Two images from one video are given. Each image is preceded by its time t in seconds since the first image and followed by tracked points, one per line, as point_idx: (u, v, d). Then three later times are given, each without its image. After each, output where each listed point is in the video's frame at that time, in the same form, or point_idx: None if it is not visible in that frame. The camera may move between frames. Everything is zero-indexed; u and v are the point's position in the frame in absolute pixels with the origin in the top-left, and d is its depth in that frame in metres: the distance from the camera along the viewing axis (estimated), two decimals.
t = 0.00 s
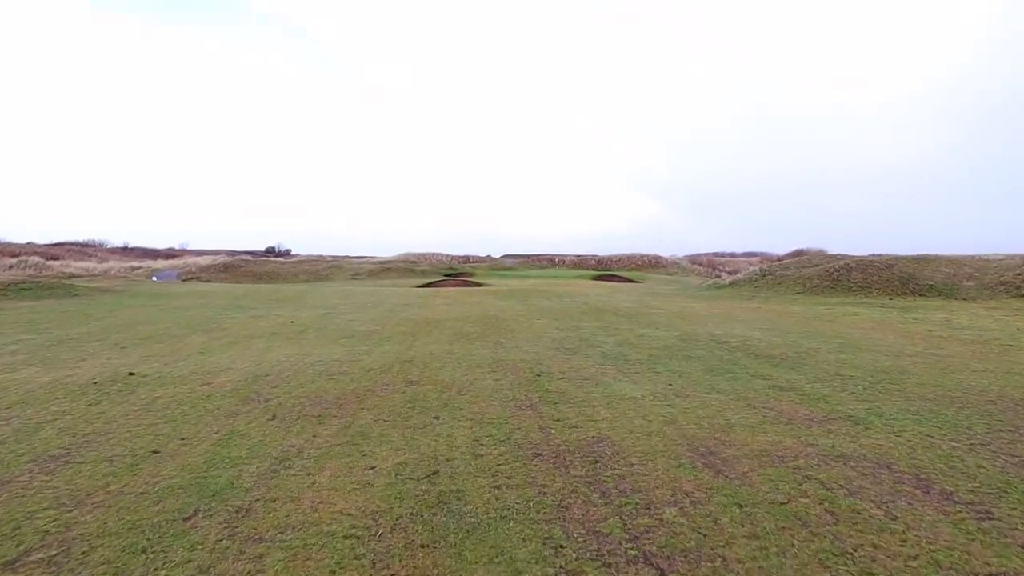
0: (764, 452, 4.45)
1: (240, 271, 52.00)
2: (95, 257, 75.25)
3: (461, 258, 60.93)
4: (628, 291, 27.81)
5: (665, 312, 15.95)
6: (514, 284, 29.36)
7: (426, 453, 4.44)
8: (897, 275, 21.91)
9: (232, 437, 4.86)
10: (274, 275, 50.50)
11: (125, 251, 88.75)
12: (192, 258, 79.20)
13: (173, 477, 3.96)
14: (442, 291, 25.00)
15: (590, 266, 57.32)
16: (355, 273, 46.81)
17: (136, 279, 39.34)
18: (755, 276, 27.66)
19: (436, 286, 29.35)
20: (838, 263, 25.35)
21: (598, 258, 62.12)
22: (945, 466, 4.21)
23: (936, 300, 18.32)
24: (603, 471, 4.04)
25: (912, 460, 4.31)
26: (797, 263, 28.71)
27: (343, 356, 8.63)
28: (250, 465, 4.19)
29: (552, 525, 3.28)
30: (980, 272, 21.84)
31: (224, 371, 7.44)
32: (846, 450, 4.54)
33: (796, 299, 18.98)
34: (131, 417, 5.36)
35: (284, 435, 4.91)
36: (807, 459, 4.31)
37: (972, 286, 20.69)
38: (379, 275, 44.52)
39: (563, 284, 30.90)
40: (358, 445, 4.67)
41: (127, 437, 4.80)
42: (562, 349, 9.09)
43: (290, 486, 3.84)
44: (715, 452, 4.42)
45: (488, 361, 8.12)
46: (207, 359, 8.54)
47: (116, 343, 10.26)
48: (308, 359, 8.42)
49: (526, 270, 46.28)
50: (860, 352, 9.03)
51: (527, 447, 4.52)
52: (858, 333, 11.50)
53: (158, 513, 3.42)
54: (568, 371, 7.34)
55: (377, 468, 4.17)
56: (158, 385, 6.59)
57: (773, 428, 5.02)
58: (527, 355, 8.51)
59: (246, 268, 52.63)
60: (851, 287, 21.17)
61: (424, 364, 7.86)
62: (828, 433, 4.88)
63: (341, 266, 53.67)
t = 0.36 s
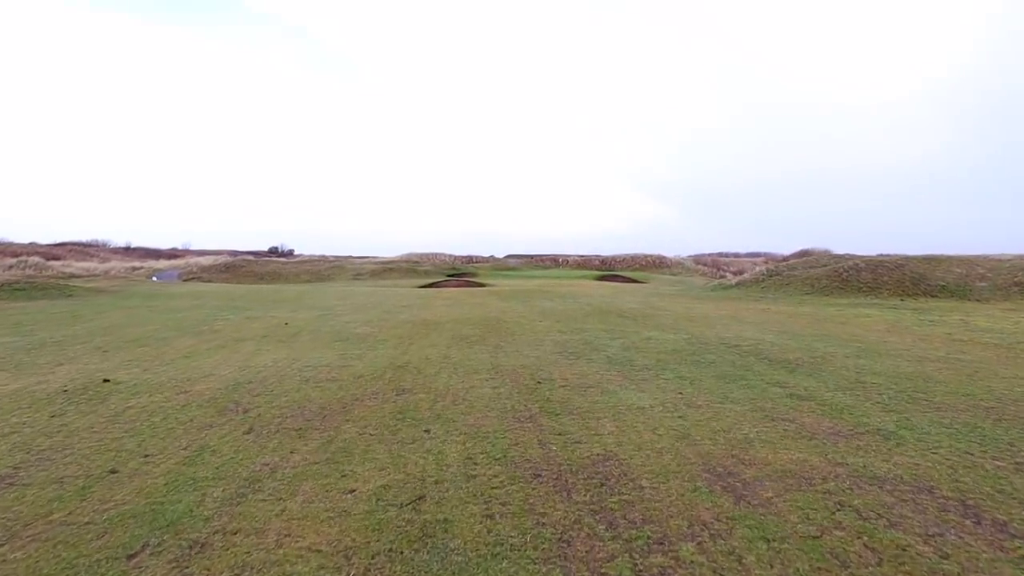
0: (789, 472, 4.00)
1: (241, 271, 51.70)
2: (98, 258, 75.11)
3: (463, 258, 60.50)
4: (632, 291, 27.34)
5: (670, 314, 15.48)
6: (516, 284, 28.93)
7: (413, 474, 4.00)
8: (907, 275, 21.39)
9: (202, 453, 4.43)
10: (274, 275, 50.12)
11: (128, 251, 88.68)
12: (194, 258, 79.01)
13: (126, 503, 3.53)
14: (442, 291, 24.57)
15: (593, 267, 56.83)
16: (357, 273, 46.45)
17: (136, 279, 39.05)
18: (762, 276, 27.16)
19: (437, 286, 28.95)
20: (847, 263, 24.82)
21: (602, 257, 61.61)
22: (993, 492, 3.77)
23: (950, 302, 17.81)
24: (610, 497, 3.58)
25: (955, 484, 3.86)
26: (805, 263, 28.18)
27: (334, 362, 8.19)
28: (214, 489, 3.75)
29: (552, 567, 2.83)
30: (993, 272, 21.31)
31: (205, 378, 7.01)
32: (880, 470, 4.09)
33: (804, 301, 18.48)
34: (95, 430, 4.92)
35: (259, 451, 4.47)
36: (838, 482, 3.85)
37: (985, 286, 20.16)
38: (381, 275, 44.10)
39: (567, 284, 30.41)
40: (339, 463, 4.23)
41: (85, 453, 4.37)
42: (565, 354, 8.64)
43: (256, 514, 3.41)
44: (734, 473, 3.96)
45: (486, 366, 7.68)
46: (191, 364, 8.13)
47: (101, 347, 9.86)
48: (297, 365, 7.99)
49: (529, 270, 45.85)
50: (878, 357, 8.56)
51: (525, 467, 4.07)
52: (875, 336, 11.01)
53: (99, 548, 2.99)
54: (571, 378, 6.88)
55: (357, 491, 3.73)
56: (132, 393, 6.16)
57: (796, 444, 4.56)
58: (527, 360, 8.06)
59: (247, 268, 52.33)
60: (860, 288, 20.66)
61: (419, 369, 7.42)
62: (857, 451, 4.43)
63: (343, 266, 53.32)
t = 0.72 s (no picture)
0: (812, 502, 3.56)
1: (236, 271, 51.21)
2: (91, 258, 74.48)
3: (459, 258, 60.04)
4: (630, 293, 26.91)
5: (670, 317, 15.07)
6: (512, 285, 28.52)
7: (390, 504, 3.55)
8: (910, 276, 20.99)
9: (157, 478, 3.98)
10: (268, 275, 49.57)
11: (121, 252, 88.02)
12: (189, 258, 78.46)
13: (57, 545, 3.09)
14: (437, 293, 24.11)
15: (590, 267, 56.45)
16: (351, 274, 45.82)
17: (128, 280, 38.53)
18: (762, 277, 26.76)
19: (433, 287, 28.54)
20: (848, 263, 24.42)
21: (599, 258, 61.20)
22: None
23: (955, 303, 17.40)
24: (612, 535, 3.14)
25: (1000, 516, 3.42)
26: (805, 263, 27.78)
27: (318, 369, 7.74)
28: (163, 525, 3.30)
29: None
30: (998, 273, 20.92)
31: (177, 388, 6.55)
32: (913, 497, 3.65)
33: (806, 303, 18.08)
34: (43, 451, 4.47)
35: (221, 477, 4.02)
36: (869, 513, 3.42)
37: (990, 287, 19.77)
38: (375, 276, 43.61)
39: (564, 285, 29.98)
40: (309, 491, 3.79)
41: (26, 480, 3.92)
42: (562, 361, 8.19)
43: (205, 559, 2.96)
44: (751, 503, 3.53)
45: (478, 374, 7.24)
46: (164, 372, 7.67)
47: (74, 353, 9.41)
48: (277, 373, 7.54)
49: (525, 271, 45.42)
50: (891, 363, 8.13)
51: (517, 496, 3.63)
52: (883, 340, 10.61)
53: None
54: (569, 388, 6.44)
55: (325, 527, 3.29)
56: (93, 406, 5.70)
57: (817, 466, 4.12)
58: (522, 368, 7.62)
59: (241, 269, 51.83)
60: (863, 290, 20.26)
61: (406, 378, 6.97)
62: (885, 475, 3.99)
63: (338, 267, 52.84)
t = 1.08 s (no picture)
0: (848, 542, 3.12)
1: (231, 272, 50.70)
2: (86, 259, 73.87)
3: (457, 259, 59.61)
4: (630, 294, 26.49)
5: (671, 320, 14.62)
6: (509, 287, 27.80)
7: (365, 545, 3.11)
8: (916, 277, 20.55)
9: (105, 512, 3.54)
10: (264, 276, 49.10)
11: (118, 253, 87.67)
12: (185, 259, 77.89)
13: None
14: (434, 294, 23.68)
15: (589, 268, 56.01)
16: (348, 275, 45.36)
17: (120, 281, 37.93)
18: (764, 277, 26.35)
19: (430, 288, 28.07)
20: (852, 265, 24.00)
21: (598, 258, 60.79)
22: None
23: (963, 306, 16.96)
24: None
25: None
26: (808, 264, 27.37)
27: (302, 378, 7.29)
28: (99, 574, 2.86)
29: None
30: (1005, 274, 20.48)
31: (147, 400, 6.09)
32: (962, 535, 3.21)
33: (811, 306, 17.64)
34: None
35: (177, 508, 3.58)
36: (914, 556, 2.98)
37: (998, 289, 19.33)
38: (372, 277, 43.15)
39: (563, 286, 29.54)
40: (273, 527, 3.34)
41: None
42: (561, 369, 7.74)
43: None
44: (777, 543, 3.09)
45: (471, 384, 6.79)
46: (139, 382, 7.22)
47: (48, 360, 8.95)
48: (258, 382, 7.09)
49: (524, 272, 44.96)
50: (909, 371, 7.68)
51: (509, 535, 3.19)
52: (895, 345, 10.17)
53: None
54: (568, 400, 6.00)
55: None
56: (53, 422, 5.26)
57: (846, 495, 3.68)
58: (519, 377, 7.17)
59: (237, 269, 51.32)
60: (868, 292, 19.83)
61: (395, 389, 6.52)
62: (925, 508, 3.55)
63: (335, 267, 52.35)
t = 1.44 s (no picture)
0: None
1: (230, 273, 50.28)
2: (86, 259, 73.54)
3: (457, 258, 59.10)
4: (633, 295, 26.00)
5: (677, 322, 14.17)
6: (510, 287, 27.31)
7: None
8: (927, 277, 20.08)
9: (44, 547, 3.09)
10: (263, 276, 48.65)
11: (117, 253, 87.29)
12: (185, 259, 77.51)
13: None
14: (433, 295, 23.22)
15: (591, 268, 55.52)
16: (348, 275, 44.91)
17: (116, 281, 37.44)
18: (769, 278, 25.88)
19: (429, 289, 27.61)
20: (860, 265, 23.52)
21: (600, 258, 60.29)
22: None
23: (977, 307, 16.48)
24: None
25: None
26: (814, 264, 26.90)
27: (287, 385, 6.84)
28: None
29: None
30: (1018, 274, 20.00)
31: (118, 410, 5.64)
32: None
33: (820, 307, 17.18)
34: None
35: (128, 543, 3.13)
36: None
37: (1011, 290, 18.86)
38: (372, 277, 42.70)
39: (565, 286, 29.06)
40: (235, 568, 2.90)
41: None
42: (564, 376, 7.29)
43: None
44: None
45: (468, 392, 6.34)
46: (113, 389, 6.75)
47: (24, 365, 8.50)
48: (241, 390, 6.64)
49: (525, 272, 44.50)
50: (934, 378, 7.23)
51: None
52: (914, 349, 9.70)
53: None
54: (572, 412, 5.55)
55: None
56: (9, 436, 4.80)
57: (891, 530, 3.25)
58: (519, 384, 6.73)
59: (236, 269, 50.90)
60: (877, 293, 19.36)
61: (385, 398, 6.07)
62: (984, 545, 3.11)
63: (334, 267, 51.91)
